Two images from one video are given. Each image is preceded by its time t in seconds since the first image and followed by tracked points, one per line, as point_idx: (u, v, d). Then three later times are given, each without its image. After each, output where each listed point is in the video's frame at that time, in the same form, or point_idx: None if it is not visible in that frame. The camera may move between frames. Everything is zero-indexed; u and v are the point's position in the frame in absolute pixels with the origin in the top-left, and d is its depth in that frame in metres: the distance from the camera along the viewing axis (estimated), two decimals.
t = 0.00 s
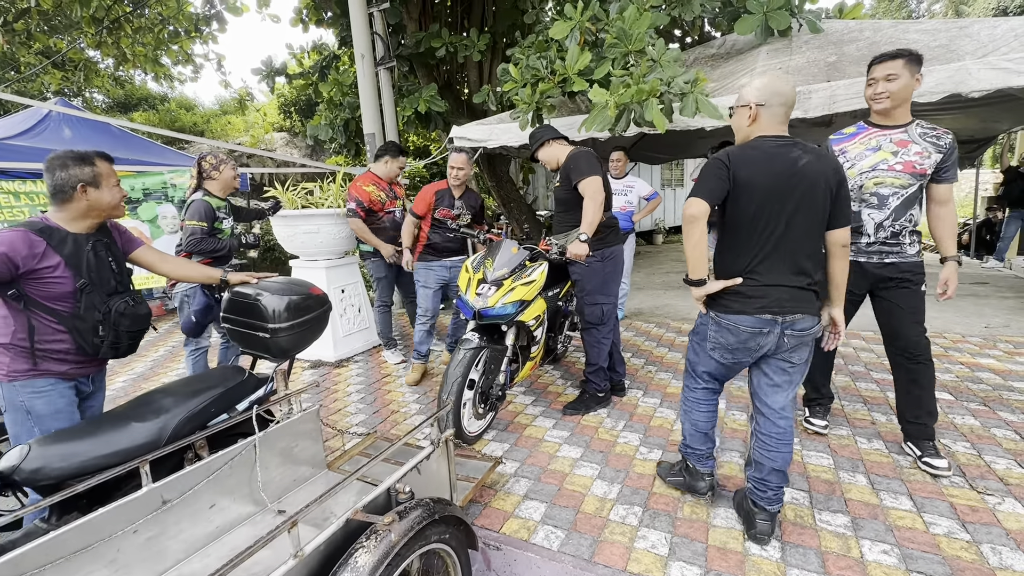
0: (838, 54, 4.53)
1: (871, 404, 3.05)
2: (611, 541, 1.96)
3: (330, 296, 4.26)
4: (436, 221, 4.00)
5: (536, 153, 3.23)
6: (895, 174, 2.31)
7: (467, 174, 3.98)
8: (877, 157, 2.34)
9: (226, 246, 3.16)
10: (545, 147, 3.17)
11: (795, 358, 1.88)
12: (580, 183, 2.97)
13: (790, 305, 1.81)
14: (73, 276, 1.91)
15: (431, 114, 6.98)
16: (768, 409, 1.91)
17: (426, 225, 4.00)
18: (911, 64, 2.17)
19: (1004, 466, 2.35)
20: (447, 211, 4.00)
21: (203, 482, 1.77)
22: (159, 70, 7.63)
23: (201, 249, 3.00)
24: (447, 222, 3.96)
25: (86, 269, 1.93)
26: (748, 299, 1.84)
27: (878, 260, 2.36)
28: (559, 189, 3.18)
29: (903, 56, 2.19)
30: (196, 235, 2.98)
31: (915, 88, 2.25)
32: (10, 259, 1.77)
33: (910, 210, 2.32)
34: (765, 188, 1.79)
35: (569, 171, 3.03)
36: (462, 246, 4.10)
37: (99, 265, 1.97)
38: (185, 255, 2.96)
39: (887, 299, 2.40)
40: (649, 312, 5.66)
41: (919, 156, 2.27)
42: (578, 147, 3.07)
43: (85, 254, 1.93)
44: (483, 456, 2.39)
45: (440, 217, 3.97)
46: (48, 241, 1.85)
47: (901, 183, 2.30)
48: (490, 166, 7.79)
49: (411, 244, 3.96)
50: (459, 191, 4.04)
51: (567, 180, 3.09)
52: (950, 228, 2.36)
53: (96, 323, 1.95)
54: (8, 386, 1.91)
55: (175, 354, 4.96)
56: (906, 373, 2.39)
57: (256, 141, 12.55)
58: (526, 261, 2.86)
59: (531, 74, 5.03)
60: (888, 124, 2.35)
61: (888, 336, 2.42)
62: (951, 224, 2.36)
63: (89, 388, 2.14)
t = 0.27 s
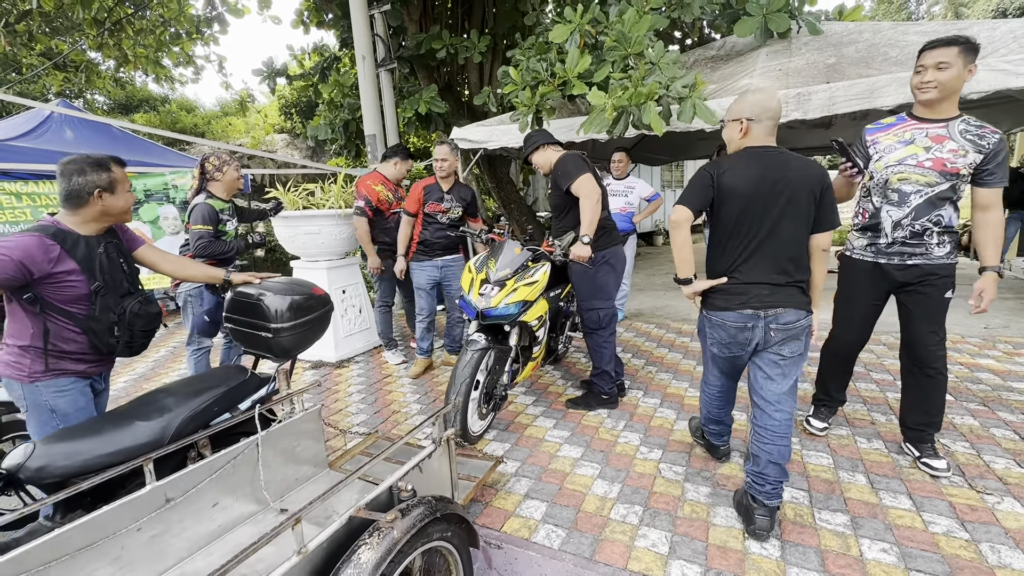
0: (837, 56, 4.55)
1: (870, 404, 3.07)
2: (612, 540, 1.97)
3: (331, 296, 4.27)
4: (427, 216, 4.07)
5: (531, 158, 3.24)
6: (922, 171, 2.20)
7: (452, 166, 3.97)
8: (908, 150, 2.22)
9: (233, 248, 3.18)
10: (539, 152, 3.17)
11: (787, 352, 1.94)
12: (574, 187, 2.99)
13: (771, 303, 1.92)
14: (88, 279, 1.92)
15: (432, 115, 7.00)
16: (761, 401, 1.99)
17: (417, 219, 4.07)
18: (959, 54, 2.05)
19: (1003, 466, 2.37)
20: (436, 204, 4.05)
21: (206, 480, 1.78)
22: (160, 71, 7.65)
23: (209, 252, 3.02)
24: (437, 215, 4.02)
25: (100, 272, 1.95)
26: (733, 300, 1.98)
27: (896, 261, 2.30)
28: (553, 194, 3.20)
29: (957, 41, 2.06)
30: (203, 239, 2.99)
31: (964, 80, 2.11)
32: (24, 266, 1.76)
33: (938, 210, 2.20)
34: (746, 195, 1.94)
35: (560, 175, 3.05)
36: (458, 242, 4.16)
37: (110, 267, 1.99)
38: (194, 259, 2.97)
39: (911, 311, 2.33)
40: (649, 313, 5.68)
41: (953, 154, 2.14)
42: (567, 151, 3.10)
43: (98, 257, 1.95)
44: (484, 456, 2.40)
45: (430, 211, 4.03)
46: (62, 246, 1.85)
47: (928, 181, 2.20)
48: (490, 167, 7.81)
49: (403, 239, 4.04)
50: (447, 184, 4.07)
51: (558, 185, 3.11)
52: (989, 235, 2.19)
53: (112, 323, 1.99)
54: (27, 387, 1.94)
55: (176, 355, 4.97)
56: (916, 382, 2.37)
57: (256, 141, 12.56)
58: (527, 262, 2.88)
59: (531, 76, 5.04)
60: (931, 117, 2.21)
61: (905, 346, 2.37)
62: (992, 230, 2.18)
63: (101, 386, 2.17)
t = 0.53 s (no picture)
0: (838, 57, 4.57)
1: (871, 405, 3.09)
2: (614, 539, 1.99)
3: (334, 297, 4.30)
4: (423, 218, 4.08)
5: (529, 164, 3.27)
6: (937, 171, 2.14)
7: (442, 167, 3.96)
8: (925, 149, 2.17)
9: (237, 248, 3.19)
10: (535, 161, 3.21)
11: (770, 337, 2.19)
12: (568, 192, 3.03)
13: (751, 291, 2.18)
14: (97, 283, 1.94)
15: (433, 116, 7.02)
16: (755, 385, 2.21)
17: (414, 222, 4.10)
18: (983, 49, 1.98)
19: (1003, 466, 2.38)
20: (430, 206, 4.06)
21: (213, 480, 1.80)
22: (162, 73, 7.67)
23: (212, 253, 3.03)
24: (432, 217, 4.04)
25: (109, 275, 1.97)
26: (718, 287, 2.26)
27: (907, 262, 2.26)
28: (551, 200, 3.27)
29: (986, 36, 1.99)
30: (207, 239, 3.01)
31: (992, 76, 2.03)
32: (36, 270, 1.79)
33: (955, 211, 2.14)
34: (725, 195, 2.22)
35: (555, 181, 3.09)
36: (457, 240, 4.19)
37: (120, 271, 2.01)
38: (197, 259, 2.99)
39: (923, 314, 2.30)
40: (651, 314, 5.69)
41: (972, 153, 2.08)
42: (556, 157, 3.18)
43: (107, 261, 1.97)
44: (487, 456, 2.42)
45: (424, 214, 4.05)
46: (72, 250, 1.87)
47: (943, 181, 2.14)
48: (492, 168, 7.83)
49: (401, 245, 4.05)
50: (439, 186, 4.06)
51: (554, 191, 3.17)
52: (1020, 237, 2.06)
53: (122, 326, 2.01)
54: (43, 389, 1.98)
55: (180, 355, 5.00)
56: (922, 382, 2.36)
57: (258, 142, 12.60)
58: (531, 262, 2.91)
59: (532, 79, 5.06)
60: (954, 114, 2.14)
61: (914, 349, 2.36)
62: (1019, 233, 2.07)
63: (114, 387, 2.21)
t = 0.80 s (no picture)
0: (838, 57, 4.57)
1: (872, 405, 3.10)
2: (616, 539, 1.99)
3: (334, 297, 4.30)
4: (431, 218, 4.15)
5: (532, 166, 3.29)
6: (938, 168, 2.11)
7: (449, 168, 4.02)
8: (921, 147, 2.15)
9: (236, 246, 3.18)
10: (537, 163, 3.22)
11: (763, 322, 2.48)
12: (568, 194, 3.03)
13: (744, 281, 2.44)
14: (93, 282, 1.93)
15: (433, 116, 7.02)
16: (752, 369, 2.55)
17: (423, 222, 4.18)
18: (971, 46, 1.99)
19: (1005, 465, 2.38)
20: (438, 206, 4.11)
21: (214, 480, 1.79)
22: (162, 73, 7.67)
23: (212, 251, 3.03)
24: (439, 216, 4.07)
25: (105, 274, 1.96)
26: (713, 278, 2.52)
27: (913, 265, 2.21)
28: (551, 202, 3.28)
29: (971, 32, 2.00)
30: (206, 237, 3.00)
31: (983, 72, 2.03)
32: (32, 269, 1.78)
33: (960, 208, 2.10)
34: (715, 194, 2.47)
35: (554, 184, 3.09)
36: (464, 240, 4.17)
37: (116, 270, 2.00)
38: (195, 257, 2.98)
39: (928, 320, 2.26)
40: (651, 313, 5.69)
41: (972, 148, 2.05)
42: (560, 158, 3.19)
43: (102, 259, 1.96)
44: (488, 456, 2.42)
45: (432, 213, 4.11)
46: (68, 249, 1.87)
47: (944, 178, 2.11)
48: (492, 168, 7.83)
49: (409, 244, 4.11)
50: (448, 186, 4.13)
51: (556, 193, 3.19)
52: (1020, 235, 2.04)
53: (119, 325, 2.00)
54: (48, 390, 1.98)
55: (180, 355, 5.00)
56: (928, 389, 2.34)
57: (258, 142, 12.61)
58: (533, 261, 2.92)
59: (532, 80, 5.06)
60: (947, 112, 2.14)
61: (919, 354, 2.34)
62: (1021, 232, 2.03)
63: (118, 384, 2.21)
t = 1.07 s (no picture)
0: (835, 56, 4.57)
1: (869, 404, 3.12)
2: (612, 541, 1.98)
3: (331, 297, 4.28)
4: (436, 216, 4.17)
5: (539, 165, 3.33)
6: (932, 166, 2.10)
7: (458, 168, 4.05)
8: (911, 148, 2.15)
9: (228, 248, 3.15)
10: (546, 162, 3.23)
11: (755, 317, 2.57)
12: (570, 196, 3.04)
13: (739, 279, 2.46)
14: (81, 281, 1.91)
15: (431, 116, 7.00)
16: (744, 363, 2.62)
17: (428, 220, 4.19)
18: (938, 46, 2.01)
19: (1002, 465, 2.38)
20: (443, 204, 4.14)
21: (207, 483, 1.78)
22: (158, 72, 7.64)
23: (202, 252, 3.00)
24: (444, 214, 4.10)
25: (92, 273, 1.94)
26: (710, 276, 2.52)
27: (912, 267, 2.18)
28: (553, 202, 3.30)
29: (936, 32, 2.02)
30: (197, 238, 2.98)
31: (955, 69, 2.04)
32: (16, 268, 1.77)
33: (958, 206, 2.07)
34: (714, 195, 2.48)
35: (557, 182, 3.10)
36: (469, 237, 4.18)
37: (104, 270, 1.98)
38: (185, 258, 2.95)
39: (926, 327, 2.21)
40: (649, 313, 5.69)
41: (965, 143, 2.04)
42: (569, 158, 3.19)
43: (90, 259, 1.94)
44: (484, 457, 2.40)
45: (437, 211, 4.13)
46: (54, 248, 1.85)
47: (940, 175, 2.09)
48: (489, 168, 7.82)
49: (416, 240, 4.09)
50: (454, 185, 4.15)
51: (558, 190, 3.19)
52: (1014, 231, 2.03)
53: (107, 326, 1.99)
54: (31, 392, 1.96)
55: (176, 356, 4.98)
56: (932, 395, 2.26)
57: (255, 142, 12.58)
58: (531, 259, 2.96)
59: (530, 79, 5.03)
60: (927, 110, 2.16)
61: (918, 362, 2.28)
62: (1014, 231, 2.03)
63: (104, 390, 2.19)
